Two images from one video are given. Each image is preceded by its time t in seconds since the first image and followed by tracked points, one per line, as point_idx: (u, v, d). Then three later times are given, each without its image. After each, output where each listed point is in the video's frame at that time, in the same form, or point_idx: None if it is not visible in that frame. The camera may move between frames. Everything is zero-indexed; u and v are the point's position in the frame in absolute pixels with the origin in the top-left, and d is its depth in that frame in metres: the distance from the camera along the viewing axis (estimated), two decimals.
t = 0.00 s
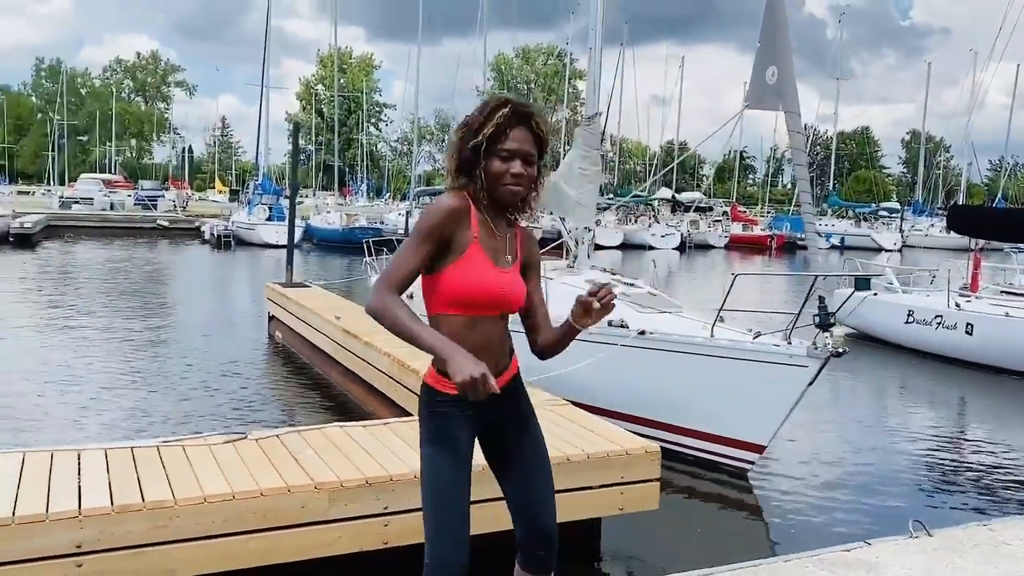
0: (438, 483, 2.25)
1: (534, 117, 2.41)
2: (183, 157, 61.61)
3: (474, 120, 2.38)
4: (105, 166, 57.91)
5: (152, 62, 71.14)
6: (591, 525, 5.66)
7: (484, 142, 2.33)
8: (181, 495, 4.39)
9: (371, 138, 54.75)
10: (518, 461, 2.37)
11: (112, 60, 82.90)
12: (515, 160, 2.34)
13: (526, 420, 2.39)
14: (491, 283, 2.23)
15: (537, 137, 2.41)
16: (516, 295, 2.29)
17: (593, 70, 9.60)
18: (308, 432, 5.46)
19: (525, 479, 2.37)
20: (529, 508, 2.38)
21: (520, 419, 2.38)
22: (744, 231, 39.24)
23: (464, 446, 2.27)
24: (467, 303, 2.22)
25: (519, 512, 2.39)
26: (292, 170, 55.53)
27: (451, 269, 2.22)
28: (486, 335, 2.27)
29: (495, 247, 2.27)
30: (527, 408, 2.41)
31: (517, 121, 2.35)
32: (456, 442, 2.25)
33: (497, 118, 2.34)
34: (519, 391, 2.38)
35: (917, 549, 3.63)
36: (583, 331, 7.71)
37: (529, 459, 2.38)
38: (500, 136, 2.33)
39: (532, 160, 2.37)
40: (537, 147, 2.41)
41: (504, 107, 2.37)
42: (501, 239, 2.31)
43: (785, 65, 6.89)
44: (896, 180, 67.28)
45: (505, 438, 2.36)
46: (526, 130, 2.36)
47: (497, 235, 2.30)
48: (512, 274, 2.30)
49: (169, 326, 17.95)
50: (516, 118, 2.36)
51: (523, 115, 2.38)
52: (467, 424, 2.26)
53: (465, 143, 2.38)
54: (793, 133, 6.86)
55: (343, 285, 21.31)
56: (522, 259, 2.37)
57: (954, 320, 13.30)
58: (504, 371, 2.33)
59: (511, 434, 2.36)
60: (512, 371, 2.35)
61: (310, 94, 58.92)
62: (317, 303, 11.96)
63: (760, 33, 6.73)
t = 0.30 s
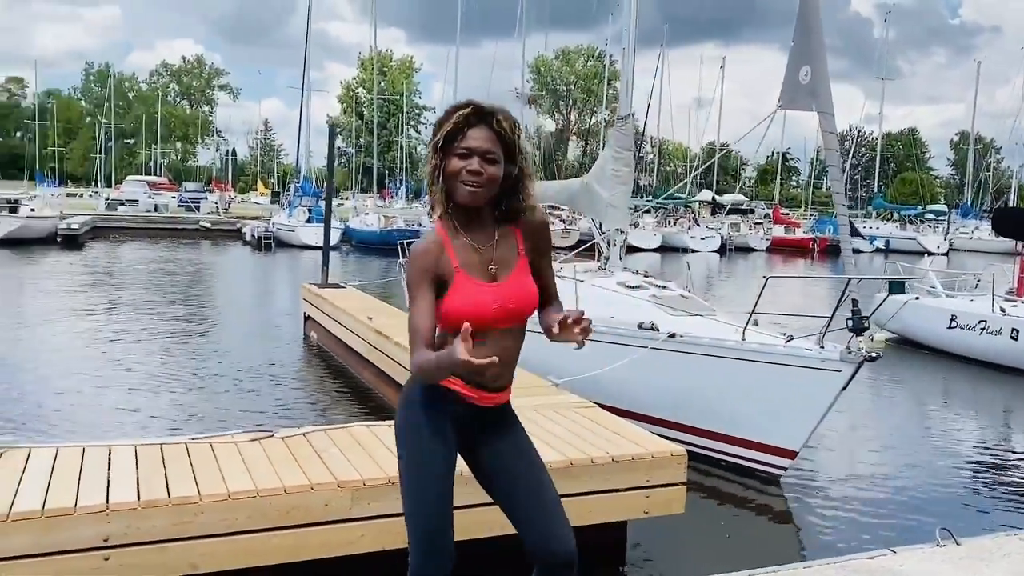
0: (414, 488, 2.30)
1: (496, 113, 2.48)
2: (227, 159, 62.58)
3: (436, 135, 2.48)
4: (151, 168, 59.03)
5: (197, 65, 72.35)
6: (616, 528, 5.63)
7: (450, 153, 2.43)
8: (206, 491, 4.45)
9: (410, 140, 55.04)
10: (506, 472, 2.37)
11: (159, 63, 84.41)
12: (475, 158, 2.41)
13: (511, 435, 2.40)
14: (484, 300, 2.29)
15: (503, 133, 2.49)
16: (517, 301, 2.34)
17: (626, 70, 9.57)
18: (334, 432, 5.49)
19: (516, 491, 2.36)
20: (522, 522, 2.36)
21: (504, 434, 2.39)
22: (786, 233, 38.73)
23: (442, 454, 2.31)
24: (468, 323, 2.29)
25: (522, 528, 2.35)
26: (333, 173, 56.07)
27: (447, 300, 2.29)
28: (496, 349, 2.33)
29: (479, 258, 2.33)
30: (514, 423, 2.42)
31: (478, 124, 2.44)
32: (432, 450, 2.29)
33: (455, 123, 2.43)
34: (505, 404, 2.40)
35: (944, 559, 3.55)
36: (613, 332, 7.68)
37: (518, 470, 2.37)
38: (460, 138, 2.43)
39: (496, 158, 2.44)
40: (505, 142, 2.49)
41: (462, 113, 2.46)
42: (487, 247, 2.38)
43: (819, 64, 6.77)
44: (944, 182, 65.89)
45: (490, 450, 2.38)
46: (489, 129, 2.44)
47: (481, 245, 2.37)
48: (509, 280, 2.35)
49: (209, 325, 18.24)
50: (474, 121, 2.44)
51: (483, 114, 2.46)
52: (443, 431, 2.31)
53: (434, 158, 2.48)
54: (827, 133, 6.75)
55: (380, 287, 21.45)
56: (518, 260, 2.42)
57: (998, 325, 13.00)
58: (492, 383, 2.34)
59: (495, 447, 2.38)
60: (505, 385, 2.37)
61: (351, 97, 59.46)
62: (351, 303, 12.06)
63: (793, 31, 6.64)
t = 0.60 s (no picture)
0: (423, 470, 2.48)
1: (519, 99, 2.46)
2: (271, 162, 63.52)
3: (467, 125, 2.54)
4: (196, 171, 60.12)
5: (242, 70, 73.56)
6: (636, 532, 5.61)
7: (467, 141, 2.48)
8: (225, 487, 4.53)
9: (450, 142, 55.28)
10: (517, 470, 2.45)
11: (206, 68, 86.02)
12: (499, 148, 2.42)
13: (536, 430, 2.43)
14: (479, 282, 2.31)
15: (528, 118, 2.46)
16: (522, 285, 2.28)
17: (655, 71, 9.56)
18: (355, 431, 5.56)
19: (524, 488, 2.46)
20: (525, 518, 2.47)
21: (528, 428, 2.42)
22: (828, 235, 38.15)
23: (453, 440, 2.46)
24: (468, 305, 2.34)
25: (527, 527, 2.47)
26: (373, 174, 56.54)
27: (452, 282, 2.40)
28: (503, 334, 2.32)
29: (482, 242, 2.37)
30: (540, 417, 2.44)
31: (497, 113, 2.44)
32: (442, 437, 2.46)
33: (474, 113, 2.46)
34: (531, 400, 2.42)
35: (958, 568, 3.48)
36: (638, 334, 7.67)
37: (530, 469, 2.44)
38: (480, 129, 2.45)
39: (520, 146, 2.43)
40: (527, 125, 2.46)
41: (485, 100, 2.46)
42: (499, 230, 2.38)
43: (847, 64, 6.67)
44: (994, 184, 64.29)
45: (505, 445, 2.44)
46: (506, 116, 2.44)
47: (488, 229, 2.38)
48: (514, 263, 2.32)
49: (247, 325, 18.52)
50: (491, 109, 2.45)
51: (505, 101, 2.46)
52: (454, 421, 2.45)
53: (461, 148, 2.53)
54: (855, 136, 6.65)
55: (416, 288, 21.59)
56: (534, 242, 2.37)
57: None
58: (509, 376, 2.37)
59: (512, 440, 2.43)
60: (529, 379, 2.39)
61: (392, 100, 59.95)
62: (383, 304, 12.19)
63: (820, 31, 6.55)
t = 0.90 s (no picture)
0: (456, 479, 2.25)
1: (539, 114, 2.36)
2: (309, 162, 64.26)
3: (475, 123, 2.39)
4: (236, 171, 60.96)
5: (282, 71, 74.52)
6: (650, 534, 5.58)
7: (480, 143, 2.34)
8: (241, 482, 4.61)
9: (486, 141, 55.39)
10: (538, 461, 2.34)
11: (246, 69, 87.28)
12: (515, 161, 2.31)
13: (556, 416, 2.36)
14: (483, 290, 2.22)
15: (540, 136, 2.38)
16: (514, 299, 2.25)
17: (683, 70, 9.49)
18: (372, 428, 5.61)
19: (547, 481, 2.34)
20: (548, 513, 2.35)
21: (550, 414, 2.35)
22: (867, 236, 37.62)
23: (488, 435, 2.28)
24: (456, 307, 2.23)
25: (547, 527, 2.35)
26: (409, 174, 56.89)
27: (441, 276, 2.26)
28: (486, 342, 2.24)
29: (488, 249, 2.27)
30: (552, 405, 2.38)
31: (522, 127, 2.33)
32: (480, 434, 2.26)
33: (489, 123, 2.33)
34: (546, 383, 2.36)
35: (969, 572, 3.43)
36: (661, 335, 7.65)
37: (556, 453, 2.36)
38: (496, 139, 2.33)
39: (535, 159, 2.33)
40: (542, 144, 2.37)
41: (500, 112, 2.34)
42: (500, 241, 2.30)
43: (872, 62, 6.60)
44: None
45: (529, 438, 2.33)
46: (527, 130, 2.33)
47: (496, 235, 2.29)
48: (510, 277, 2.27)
49: (281, 322, 18.79)
50: (513, 121, 2.32)
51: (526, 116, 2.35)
52: (486, 420, 2.27)
53: (470, 154, 2.36)
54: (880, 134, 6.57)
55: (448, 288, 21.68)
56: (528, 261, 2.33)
57: None
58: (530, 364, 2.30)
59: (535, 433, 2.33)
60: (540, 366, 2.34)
61: (428, 100, 60.25)
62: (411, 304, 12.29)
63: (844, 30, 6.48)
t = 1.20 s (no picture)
0: (451, 505, 2.18)
1: (510, 95, 2.39)
2: (342, 161, 64.76)
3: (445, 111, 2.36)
4: (271, 171, 61.57)
5: (316, 71, 75.17)
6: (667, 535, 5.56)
7: (459, 130, 2.34)
8: (259, 478, 4.67)
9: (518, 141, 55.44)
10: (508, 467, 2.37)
11: (281, 69, 88.12)
12: (497, 141, 2.32)
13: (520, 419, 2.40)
14: (490, 276, 2.20)
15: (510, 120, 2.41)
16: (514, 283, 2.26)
17: (708, 69, 9.41)
18: (390, 425, 5.65)
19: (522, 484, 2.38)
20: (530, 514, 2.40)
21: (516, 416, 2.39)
22: (903, 235, 37.12)
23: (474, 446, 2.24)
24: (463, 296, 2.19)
25: (534, 521, 2.40)
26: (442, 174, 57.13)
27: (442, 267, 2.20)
28: (488, 328, 2.24)
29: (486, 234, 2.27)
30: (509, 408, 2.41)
31: (501, 108, 2.35)
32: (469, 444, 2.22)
33: (470, 103, 2.33)
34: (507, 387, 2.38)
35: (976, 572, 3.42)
36: (683, 335, 7.62)
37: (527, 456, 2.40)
38: (477, 119, 2.32)
39: (515, 141, 2.35)
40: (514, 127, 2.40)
41: (480, 90, 2.35)
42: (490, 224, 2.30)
43: (898, 59, 6.53)
44: None
45: (502, 443, 2.36)
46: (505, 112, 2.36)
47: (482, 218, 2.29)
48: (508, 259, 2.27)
49: (312, 321, 18.99)
50: (494, 101, 2.34)
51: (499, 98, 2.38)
52: (475, 423, 2.24)
53: (446, 135, 2.36)
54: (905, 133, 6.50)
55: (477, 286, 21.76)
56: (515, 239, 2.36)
57: None
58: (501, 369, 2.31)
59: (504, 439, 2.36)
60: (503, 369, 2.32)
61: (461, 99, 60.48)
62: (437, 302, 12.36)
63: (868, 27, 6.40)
